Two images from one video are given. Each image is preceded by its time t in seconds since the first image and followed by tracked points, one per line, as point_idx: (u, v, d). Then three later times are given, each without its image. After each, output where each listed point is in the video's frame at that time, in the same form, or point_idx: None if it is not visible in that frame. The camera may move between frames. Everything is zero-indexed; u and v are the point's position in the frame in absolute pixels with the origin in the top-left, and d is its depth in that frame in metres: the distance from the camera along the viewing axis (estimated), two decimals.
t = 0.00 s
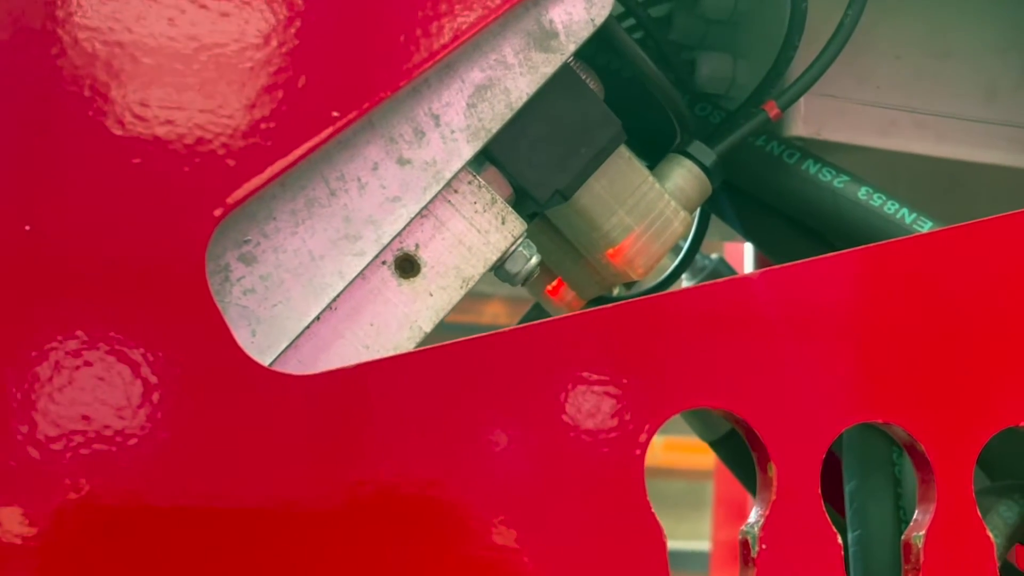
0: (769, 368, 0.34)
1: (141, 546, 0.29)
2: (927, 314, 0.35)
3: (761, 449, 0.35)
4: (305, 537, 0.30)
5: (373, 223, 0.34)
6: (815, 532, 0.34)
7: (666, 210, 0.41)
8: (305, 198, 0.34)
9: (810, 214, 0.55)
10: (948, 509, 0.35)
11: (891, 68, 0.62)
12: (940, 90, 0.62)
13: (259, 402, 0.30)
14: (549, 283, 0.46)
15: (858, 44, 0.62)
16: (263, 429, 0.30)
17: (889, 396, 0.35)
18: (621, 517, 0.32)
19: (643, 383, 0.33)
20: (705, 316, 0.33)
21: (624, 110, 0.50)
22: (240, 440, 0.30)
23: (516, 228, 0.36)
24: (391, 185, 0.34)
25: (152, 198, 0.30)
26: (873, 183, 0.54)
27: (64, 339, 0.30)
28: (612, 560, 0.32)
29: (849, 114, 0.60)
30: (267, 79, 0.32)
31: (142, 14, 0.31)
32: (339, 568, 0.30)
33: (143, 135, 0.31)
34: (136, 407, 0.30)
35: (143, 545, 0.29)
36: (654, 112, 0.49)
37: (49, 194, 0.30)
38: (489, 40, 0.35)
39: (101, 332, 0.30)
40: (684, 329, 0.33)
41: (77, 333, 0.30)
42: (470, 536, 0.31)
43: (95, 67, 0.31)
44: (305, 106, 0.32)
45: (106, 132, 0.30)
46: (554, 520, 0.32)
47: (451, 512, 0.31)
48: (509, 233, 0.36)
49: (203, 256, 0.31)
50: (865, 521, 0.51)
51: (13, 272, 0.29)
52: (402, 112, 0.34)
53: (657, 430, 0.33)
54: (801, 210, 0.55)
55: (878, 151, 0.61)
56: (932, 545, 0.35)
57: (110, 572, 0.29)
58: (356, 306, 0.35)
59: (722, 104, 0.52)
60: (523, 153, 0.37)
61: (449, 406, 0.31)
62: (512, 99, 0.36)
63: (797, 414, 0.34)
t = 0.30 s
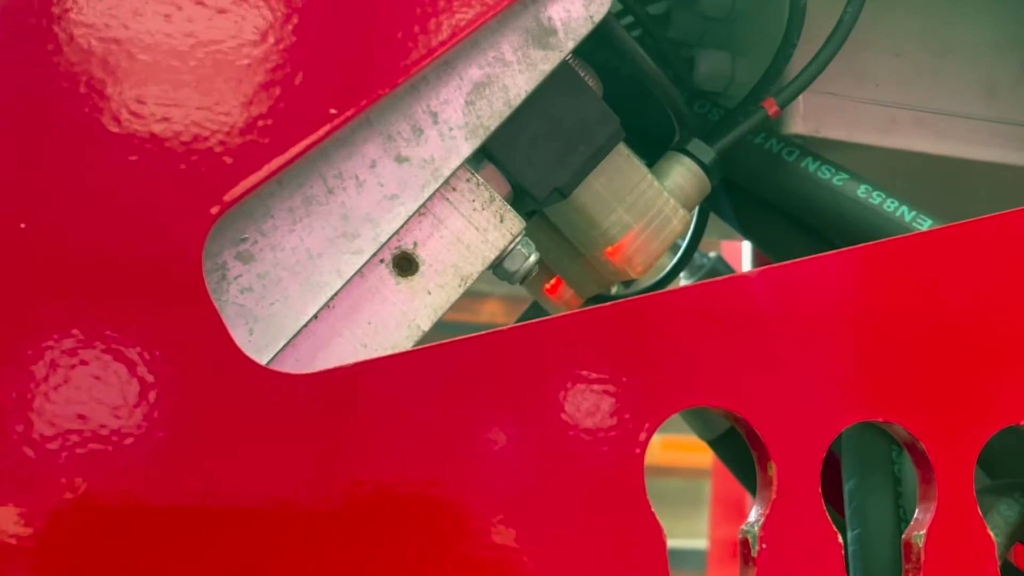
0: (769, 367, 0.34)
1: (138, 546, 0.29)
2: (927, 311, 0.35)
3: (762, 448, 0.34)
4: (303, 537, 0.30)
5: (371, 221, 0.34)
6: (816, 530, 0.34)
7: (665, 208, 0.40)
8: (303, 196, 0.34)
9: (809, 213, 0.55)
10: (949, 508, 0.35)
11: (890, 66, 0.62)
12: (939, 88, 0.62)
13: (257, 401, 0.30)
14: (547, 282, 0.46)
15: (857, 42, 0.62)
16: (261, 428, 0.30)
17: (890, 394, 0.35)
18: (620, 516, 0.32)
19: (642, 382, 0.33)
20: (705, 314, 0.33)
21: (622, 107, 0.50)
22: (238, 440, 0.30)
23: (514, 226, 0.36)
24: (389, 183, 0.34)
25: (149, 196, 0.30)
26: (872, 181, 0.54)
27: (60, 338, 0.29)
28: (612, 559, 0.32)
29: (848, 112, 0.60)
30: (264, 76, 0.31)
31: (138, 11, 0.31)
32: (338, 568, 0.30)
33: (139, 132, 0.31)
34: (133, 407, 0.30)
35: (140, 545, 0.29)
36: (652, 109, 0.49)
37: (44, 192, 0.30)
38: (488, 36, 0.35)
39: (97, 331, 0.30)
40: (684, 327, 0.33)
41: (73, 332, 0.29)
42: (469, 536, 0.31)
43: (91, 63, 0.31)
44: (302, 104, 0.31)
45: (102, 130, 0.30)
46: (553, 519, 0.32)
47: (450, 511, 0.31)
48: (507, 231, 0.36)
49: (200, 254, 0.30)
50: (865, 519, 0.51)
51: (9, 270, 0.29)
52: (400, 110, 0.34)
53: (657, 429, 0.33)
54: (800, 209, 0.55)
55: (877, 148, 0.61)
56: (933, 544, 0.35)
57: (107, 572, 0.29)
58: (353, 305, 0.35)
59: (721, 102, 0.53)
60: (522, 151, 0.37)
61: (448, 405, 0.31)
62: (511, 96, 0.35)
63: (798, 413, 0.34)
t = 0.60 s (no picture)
0: (768, 366, 0.34)
1: (134, 546, 0.29)
2: (927, 310, 0.35)
3: (761, 447, 0.34)
4: (300, 536, 0.30)
5: (369, 219, 0.34)
6: (815, 530, 0.34)
7: (664, 207, 0.40)
8: (300, 194, 0.33)
9: (808, 212, 0.55)
10: (948, 507, 0.35)
11: (889, 65, 0.62)
12: (937, 87, 0.62)
13: (254, 400, 0.30)
14: (545, 282, 0.46)
15: (855, 41, 0.62)
16: (258, 427, 0.30)
17: (889, 393, 0.34)
18: (619, 515, 0.32)
19: (641, 380, 0.33)
20: (704, 313, 0.33)
21: (620, 105, 0.50)
22: (235, 439, 0.30)
23: (513, 225, 0.36)
24: (387, 181, 0.34)
25: (146, 194, 0.30)
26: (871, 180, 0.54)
27: (56, 336, 0.29)
28: (611, 559, 0.32)
29: (846, 111, 0.60)
30: (261, 74, 0.31)
31: (135, 9, 0.31)
32: (335, 567, 0.30)
33: (135, 130, 0.30)
34: (129, 406, 0.29)
35: (137, 544, 0.29)
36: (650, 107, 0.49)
37: (40, 190, 0.29)
38: (486, 35, 0.35)
39: (93, 330, 0.29)
40: (682, 326, 0.33)
41: (69, 330, 0.29)
42: (467, 535, 0.31)
43: (88, 61, 0.30)
44: (300, 102, 0.31)
45: (99, 128, 0.30)
46: (552, 518, 0.32)
47: (448, 510, 0.31)
48: (505, 229, 0.36)
49: (197, 253, 0.30)
50: (863, 518, 0.51)
51: (4, 268, 0.29)
52: (398, 108, 0.34)
53: (656, 428, 0.33)
54: (799, 208, 0.55)
55: (876, 147, 0.61)
56: (932, 544, 0.35)
57: (103, 572, 0.29)
58: (351, 304, 0.34)
59: (719, 100, 0.52)
60: (520, 149, 0.37)
61: (446, 403, 0.31)
62: (509, 94, 0.35)
63: (797, 412, 0.34)
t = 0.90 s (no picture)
0: (766, 365, 0.34)
1: (132, 545, 0.29)
2: (925, 310, 0.35)
3: (759, 447, 0.34)
4: (298, 536, 0.30)
5: (367, 219, 0.34)
6: (812, 529, 0.34)
7: (662, 206, 0.40)
8: (298, 193, 0.33)
9: (807, 210, 0.55)
10: (946, 507, 0.35)
11: (888, 63, 0.62)
12: (937, 86, 0.62)
13: (252, 400, 0.30)
14: (544, 280, 0.46)
15: (854, 39, 0.61)
16: (255, 427, 0.30)
17: (887, 392, 0.34)
18: (617, 515, 0.32)
19: (639, 380, 0.33)
20: (702, 312, 0.33)
21: (619, 104, 0.50)
22: (233, 439, 0.30)
23: (511, 225, 0.36)
24: (385, 181, 0.34)
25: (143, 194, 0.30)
26: (870, 179, 0.54)
27: (53, 336, 0.29)
28: (608, 558, 0.32)
29: (845, 109, 0.60)
30: (259, 73, 0.31)
31: (133, 8, 0.31)
32: (334, 567, 0.30)
33: (133, 130, 0.30)
34: (127, 406, 0.29)
35: (134, 544, 0.29)
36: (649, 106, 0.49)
37: (37, 189, 0.29)
38: (484, 34, 0.35)
39: (91, 330, 0.29)
40: (680, 326, 0.33)
41: (67, 330, 0.29)
42: (464, 535, 0.31)
43: (86, 60, 0.30)
44: (297, 101, 0.31)
45: (96, 127, 0.30)
46: (550, 518, 0.32)
47: (446, 510, 0.31)
48: (503, 229, 0.36)
49: (195, 252, 0.30)
50: (861, 517, 0.51)
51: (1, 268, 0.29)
52: (396, 107, 0.34)
53: (654, 428, 0.33)
54: (798, 206, 0.55)
55: (875, 146, 0.61)
56: (930, 543, 0.35)
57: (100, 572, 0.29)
58: (349, 303, 0.34)
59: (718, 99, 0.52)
60: (518, 148, 0.37)
61: (444, 403, 0.31)
62: (507, 93, 0.35)
63: (795, 411, 0.34)
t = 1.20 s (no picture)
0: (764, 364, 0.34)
1: (131, 544, 0.29)
2: (922, 308, 0.35)
3: (757, 445, 0.34)
4: (297, 535, 0.30)
5: (366, 218, 0.34)
6: (812, 528, 0.34)
7: (660, 206, 0.40)
8: (297, 193, 0.33)
9: (805, 211, 0.55)
10: (944, 505, 0.35)
11: (886, 64, 0.62)
12: (934, 87, 0.62)
13: (251, 398, 0.30)
14: (542, 281, 0.46)
15: (852, 40, 0.62)
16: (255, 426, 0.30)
17: (885, 391, 0.35)
18: (616, 513, 0.32)
19: (638, 378, 0.33)
20: (700, 311, 0.33)
21: (618, 104, 0.50)
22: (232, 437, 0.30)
23: (509, 224, 0.36)
24: (384, 180, 0.34)
25: (142, 193, 0.30)
26: (868, 179, 0.54)
27: (53, 335, 0.29)
28: (607, 557, 0.32)
29: (843, 110, 0.60)
30: (258, 73, 0.31)
31: (132, 8, 0.31)
32: (333, 565, 0.30)
33: (132, 129, 0.30)
34: (126, 405, 0.29)
35: (134, 543, 0.29)
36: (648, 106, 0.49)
37: (37, 188, 0.29)
38: (482, 34, 0.35)
39: (90, 329, 0.29)
40: (679, 325, 0.33)
41: (66, 329, 0.29)
42: (464, 533, 0.31)
43: (85, 60, 0.30)
44: (296, 100, 0.31)
45: (96, 126, 0.30)
46: (548, 517, 0.32)
47: (446, 509, 0.31)
48: (502, 229, 0.36)
49: (194, 252, 0.30)
50: (860, 518, 0.51)
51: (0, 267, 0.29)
52: (395, 107, 0.34)
53: (652, 427, 0.33)
54: (796, 207, 0.55)
55: (872, 147, 0.61)
56: (929, 542, 0.35)
57: (99, 571, 0.29)
58: (348, 303, 0.34)
59: (716, 99, 0.52)
60: (517, 148, 0.37)
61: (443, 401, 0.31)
62: (506, 93, 0.35)
63: (793, 411, 0.34)
